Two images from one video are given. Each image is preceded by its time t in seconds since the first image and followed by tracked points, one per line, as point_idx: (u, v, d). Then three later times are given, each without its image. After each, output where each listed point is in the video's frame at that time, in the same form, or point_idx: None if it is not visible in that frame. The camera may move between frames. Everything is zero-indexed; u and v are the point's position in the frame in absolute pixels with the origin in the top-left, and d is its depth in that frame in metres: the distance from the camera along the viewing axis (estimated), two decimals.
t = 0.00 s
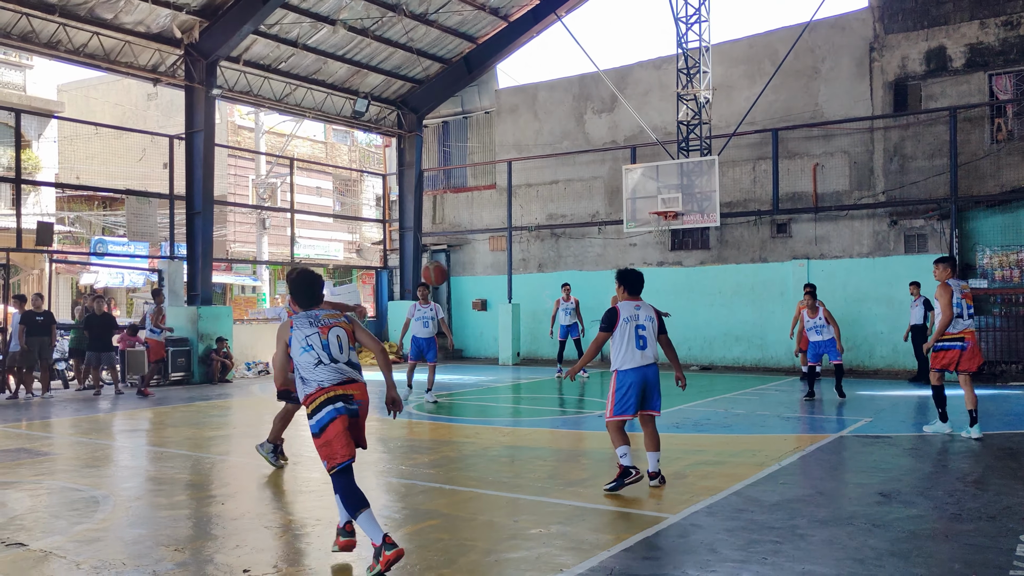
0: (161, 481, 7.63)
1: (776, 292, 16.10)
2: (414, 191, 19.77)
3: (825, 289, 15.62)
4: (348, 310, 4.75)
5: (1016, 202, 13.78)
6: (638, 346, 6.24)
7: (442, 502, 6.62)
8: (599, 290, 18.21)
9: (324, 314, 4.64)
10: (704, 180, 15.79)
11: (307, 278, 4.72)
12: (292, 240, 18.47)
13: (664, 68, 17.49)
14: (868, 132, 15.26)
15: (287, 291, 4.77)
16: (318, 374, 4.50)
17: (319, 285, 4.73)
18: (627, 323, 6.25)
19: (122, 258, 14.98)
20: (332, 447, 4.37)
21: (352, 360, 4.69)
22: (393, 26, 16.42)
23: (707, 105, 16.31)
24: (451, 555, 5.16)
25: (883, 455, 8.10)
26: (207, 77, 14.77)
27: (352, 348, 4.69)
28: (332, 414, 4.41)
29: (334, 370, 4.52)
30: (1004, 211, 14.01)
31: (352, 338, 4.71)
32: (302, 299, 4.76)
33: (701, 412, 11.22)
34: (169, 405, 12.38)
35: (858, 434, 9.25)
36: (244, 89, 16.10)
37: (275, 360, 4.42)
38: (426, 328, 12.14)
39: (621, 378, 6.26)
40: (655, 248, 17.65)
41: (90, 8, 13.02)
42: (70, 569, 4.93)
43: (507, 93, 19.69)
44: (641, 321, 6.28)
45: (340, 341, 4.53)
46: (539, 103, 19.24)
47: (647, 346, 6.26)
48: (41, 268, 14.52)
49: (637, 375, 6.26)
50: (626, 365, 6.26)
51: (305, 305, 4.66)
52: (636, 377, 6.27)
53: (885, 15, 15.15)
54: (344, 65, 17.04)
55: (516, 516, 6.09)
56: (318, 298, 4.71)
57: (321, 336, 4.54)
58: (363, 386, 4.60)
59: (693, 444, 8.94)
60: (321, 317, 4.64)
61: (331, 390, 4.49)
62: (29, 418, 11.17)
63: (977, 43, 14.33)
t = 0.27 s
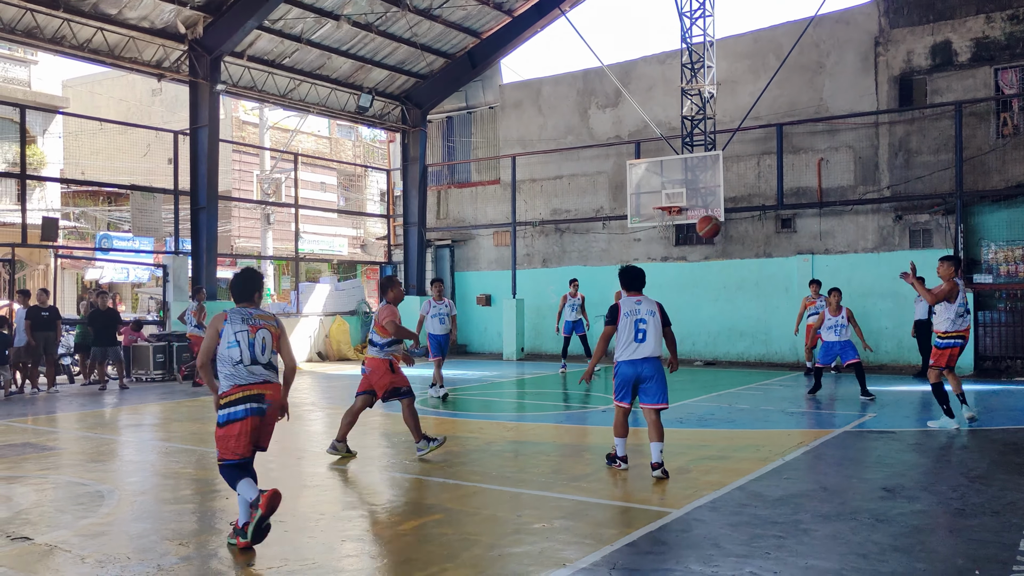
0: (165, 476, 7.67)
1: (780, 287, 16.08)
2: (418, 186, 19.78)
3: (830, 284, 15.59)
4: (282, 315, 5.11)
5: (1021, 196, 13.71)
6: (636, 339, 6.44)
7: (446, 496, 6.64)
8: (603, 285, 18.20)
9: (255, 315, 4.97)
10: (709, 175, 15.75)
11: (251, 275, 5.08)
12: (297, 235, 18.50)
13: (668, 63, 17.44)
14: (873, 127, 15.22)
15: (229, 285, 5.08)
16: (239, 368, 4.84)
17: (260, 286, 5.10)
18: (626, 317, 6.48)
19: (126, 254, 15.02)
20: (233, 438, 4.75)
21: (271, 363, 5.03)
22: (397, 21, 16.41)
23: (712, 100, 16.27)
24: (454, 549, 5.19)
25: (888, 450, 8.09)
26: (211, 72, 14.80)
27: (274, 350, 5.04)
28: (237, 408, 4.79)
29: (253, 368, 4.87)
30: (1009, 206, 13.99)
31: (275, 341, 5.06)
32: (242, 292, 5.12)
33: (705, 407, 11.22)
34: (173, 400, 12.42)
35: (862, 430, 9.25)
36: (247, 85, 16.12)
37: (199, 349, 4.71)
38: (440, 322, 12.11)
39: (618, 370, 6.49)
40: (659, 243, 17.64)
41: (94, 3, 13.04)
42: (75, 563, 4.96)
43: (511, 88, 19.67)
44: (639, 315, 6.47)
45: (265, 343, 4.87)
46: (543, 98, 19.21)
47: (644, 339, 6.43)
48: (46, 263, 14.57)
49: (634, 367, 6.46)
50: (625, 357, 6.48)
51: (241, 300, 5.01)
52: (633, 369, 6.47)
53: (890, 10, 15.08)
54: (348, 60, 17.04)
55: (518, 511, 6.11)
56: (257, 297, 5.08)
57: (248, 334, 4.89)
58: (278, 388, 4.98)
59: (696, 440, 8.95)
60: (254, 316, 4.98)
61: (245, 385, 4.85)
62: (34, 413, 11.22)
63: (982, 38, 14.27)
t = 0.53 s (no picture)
0: (163, 475, 7.67)
1: (778, 285, 16.09)
2: (416, 184, 19.78)
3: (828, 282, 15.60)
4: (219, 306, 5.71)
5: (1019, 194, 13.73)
6: (620, 335, 6.91)
7: (444, 495, 6.64)
8: (601, 283, 18.19)
9: (195, 305, 5.57)
10: (707, 173, 15.74)
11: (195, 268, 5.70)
12: (295, 234, 18.48)
13: (666, 61, 17.44)
14: (871, 125, 15.22)
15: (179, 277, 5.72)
16: (175, 353, 5.40)
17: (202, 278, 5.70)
18: (610, 314, 7.00)
19: (124, 253, 15.01)
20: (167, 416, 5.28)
21: (206, 350, 5.57)
22: (395, 19, 16.39)
23: (710, 99, 16.27)
24: (452, 548, 5.19)
25: (885, 448, 8.10)
26: (208, 71, 14.80)
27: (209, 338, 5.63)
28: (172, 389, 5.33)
29: (190, 354, 5.44)
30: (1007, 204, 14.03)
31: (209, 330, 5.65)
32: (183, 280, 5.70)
33: (703, 405, 11.23)
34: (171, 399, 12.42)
35: (860, 428, 9.25)
36: (245, 83, 16.10)
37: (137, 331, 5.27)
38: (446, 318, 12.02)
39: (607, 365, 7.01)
40: (657, 241, 17.64)
41: (91, 1, 13.03)
42: (71, 563, 4.96)
43: (509, 86, 19.66)
44: (621, 312, 6.93)
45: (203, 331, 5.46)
46: (542, 97, 19.20)
47: (625, 333, 6.87)
48: (44, 262, 14.54)
49: (620, 361, 6.93)
50: (613, 352, 6.98)
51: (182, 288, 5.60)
52: (619, 363, 6.94)
53: (888, 8, 15.08)
54: (346, 59, 17.02)
55: (516, 510, 6.11)
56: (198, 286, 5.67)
57: (187, 323, 5.48)
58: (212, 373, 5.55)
59: (694, 438, 8.96)
60: (194, 305, 5.58)
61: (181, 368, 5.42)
62: (31, 412, 11.21)
63: (980, 36, 14.27)
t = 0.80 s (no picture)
0: (149, 479, 7.61)
1: (766, 287, 16.15)
2: (405, 186, 19.76)
3: (815, 283, 15.67)
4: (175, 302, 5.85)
5: (1004, 195, 13.85)
6: (612, 338, 7.01)
7: (432, 498, 6.63)
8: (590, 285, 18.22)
9: (150, 301, 5.79)
10: (695, 176, 15.79)
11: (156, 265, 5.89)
12: (283, 236, 18.41)
13: (655, 63, 17.49)
14: (858, 127, 15.30)
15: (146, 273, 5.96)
16: (128, 349, 5.66)
17: (162, 274, 5.89)
18: (602, 318, 7.09)
19: (110, 255, 14.90)
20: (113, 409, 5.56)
21: (160, 344, 5.78)
22: (383, 21, 16.36)
23: (698, 101, 16.31)
24: (440, 552, 5.17)
25: (873, 448, 8.13)
26: (195, 73, 14.74)
27: (162, 333, 5.81)
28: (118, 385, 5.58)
29: (138, 350, 5.65)
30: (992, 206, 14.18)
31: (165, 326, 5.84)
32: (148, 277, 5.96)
33: (692, 406, 11.25)
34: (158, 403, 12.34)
35: (848, 428, 9.29)
36: (233, 85, 16.02)
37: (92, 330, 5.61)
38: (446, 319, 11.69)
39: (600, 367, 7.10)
40: (646, 243, 17.67)
41: (76, 3, 12.94)
42: (55, 569, 4.92)
43: (498, 88, 19.65)
44: (613, 315, 7.02)
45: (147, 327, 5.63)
46: (530, 99, 19.21)
47: (618, 336, 6.98)
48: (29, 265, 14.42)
49: (613, 363, 7.02)
50: (607, 354, 7.08)
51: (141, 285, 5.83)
52: (612, 366, 7.03)
53: (874, 10, 15.17)
54: (334, 61, 16.98)
55: (505, 513, 6.10)
56: (156, 283, 5.87)
57: (138, 320, 5.70)
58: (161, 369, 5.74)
59: (683, 439, 8.97)
60: (147, 302, 5.79)
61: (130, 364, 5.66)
62: (17, 416, 11.12)
63: (965, 39, 14.37)
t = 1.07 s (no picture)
0: (140, 482, 7.57)
1: (758, 288, 16.18)
2: (397, 188, 19.74)
3: (807, 285, 15.71)
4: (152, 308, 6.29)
5: (994, 197, 13.99)
6: (611, 336, 7.41)
7: (425, 500, 6.61)
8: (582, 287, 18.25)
9: (130, 310, 6.26)
10: (687, 177, 15.82)
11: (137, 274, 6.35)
12: (275, 237, 18.35)
13: (647, 65, 17.52)
14: (850, 129, 15.37)
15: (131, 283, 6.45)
16: (110, 354, 6.14)
17: (143, 281, 6.31)
18: (601, 316, 7.48)
19: (101, 257, 14.81)
20: (95, 412, 6.07)
21: (139, 351, 6.23)
22: (375, 22, 16.34)
23: (690, 102, 16.34)
24: (432, 554, 5.14)
25: (865, 449, 8.16)
26: (187, 73, 14.69)
27: (142, 340, 6.24)
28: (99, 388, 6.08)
29: (117, 355, 6.14)
30: (983, 207, 14.22)
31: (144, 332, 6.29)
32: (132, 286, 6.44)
33: (686, 407, 11.25)
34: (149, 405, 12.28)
35: (840, 429, 9.32)
36: (225, 86, 15.97)
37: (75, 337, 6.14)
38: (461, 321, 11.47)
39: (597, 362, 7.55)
40: (639, 244, 17.69)
41: (66, 3, 12.88)
42: (43, 573, 4.88)
43: (491, 90, 19.65)
44: (611, 314, 7.40)
45: (123, 334, 6.09)
46: (523, 100, 19.22)
47: (615, 335, 7.38)
48: (19, 266, 14.33)
49: (609, 360, 7.46)
50: (603, 351, 7.48)
51: (123, 293, 6.32)
52: (608, 362, 7.48)
53: (866, 13, 15.23)
54: (327, 62, 16.95)
55: (498, 514, 6.09)
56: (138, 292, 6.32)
57: (117, 327, 6.19)
58: (139, 372, 6.18)
59: (677, 440, 8.96)
60: (126, 310, 6.26)
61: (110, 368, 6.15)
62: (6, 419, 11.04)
63: (956, 41, 14.45)
